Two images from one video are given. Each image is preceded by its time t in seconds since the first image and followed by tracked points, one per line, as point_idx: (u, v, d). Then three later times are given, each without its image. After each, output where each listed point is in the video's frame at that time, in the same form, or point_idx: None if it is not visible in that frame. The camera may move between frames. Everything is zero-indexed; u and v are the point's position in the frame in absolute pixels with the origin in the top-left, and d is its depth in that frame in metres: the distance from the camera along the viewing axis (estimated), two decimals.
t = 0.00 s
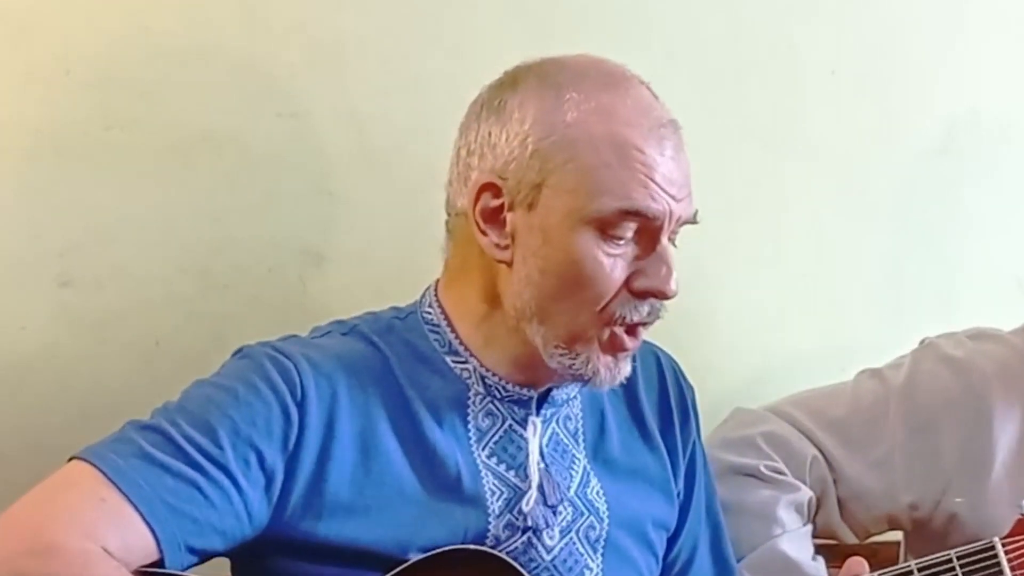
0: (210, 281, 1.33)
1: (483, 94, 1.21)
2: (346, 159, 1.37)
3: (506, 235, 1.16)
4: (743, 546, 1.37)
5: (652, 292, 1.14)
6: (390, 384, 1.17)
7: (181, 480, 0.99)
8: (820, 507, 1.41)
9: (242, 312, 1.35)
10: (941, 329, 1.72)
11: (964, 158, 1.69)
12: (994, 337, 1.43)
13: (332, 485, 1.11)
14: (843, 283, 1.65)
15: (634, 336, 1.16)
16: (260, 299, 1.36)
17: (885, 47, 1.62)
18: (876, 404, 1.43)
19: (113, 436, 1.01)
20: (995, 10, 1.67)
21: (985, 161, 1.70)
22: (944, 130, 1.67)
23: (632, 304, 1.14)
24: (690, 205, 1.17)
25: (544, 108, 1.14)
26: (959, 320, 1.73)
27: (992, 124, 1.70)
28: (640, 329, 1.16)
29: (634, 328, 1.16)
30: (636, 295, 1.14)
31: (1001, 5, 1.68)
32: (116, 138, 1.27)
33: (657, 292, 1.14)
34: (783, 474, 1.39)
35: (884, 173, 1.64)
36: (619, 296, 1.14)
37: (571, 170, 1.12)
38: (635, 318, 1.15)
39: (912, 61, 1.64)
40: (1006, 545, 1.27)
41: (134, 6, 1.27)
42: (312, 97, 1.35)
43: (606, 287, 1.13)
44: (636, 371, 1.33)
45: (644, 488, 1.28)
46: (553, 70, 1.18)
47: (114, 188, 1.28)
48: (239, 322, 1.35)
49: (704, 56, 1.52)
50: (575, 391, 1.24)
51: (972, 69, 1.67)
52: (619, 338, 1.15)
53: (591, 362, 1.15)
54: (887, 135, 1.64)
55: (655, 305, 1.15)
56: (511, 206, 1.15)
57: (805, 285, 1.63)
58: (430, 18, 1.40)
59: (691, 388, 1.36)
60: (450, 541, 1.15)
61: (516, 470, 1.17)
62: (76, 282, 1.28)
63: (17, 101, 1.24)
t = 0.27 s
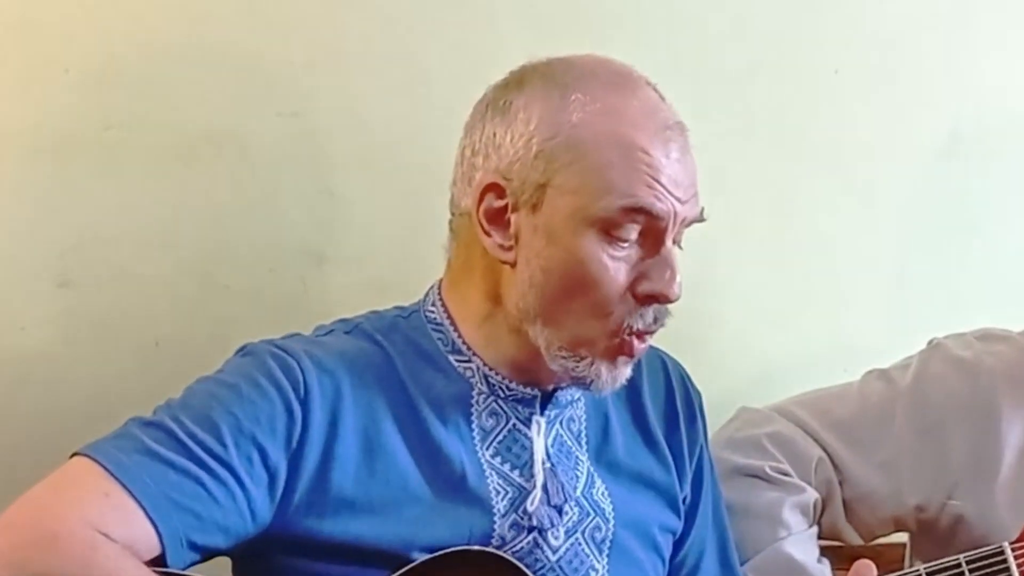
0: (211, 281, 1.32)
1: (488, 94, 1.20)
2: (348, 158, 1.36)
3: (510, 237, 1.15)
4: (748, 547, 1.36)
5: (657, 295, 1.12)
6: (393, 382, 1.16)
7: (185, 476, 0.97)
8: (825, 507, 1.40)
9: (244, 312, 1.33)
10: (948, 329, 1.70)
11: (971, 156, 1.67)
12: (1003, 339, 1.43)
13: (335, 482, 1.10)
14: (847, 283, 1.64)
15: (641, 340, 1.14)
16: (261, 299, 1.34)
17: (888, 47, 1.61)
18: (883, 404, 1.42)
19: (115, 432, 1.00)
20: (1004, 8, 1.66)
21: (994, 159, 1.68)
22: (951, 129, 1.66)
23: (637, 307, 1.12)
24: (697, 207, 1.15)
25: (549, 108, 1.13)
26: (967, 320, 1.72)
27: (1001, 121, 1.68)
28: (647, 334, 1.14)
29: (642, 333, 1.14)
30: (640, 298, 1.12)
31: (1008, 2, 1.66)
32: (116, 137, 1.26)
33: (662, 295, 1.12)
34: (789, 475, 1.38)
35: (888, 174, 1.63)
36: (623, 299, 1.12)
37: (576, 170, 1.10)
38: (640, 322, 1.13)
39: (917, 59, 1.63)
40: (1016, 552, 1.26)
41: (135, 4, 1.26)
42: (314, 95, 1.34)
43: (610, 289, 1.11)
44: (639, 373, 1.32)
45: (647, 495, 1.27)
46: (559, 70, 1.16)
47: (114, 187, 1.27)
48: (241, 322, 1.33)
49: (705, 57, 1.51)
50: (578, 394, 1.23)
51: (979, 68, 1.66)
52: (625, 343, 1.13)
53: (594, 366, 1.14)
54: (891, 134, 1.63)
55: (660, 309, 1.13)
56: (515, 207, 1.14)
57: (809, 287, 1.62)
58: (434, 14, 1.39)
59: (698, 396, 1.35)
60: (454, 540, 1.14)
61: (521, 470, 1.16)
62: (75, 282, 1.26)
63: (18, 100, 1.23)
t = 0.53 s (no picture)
0: (212, 281, 1.31)
1: (495, 96, 1.19)
2: (350, 158, 1.36)
3: (512, 241, 1.14)
4: (751, 548, 1.35)
5: (656, 304, 1.12)
6: (396, 383, 1.15)
7: (187, 476, 0.97)
8: (830, 509, 1.39)
9: (244, 313, 1.33)
10: (951, 330, 1.69)
11: (974, 155, 1.67)
12: (1006, 338, 1.42)
13: (338, 483, 1.09)
14: (849, 283, 1.63)
15: (639, 346, 1.15)
16: (262, 299, 1.34)
17: (891, 45, 1.61)
18: (886, 405, 1.41)
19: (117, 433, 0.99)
20: (1006, 6, 1.66)
21: (996, 158, 1.68)
22: (954, 128, 1.65)
23: (637, 315, 1.12)
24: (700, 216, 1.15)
25: (554, 114, 1.12)
26: (970, 321, 1.71)
27: (1005, 120, 1.68)
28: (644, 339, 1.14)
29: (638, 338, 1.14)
30: (641, 307, 1.12)
31: (1009, 2, 1.66)
32: (116, 137, 1.26)
33: (662, 304, 1.12)
34: (793, 476, 1.38)
35: (891, 173, 1.63)
36: (623, 307, 1.12)
37: (579, 178, 1.10)
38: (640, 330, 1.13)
39: (921, 57, 1.62)
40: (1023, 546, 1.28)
41: (136, 4, 1.26)
42: (315, 95, 1.33)
43: (610, 297, 1.11)
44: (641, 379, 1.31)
45: (647, 507, 1.27)
46: (566, 76, 1.16)
47: (114, 187, 1.26)
48: (241, 323, 1.33)
49: (707, 55, 1.51)
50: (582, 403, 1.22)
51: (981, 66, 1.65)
52: (623, 348, 1.14)
53: (594, 373, 1.13)
54: (895, 132, 1.62)
55: (660, 317, 1.13)
56: (518, 212, 1.13)
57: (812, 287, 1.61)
58: (436, 13, 1.38)
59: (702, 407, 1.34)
60: (457, 542, 1.13)
61: (524, 474, 1.15)
62: (76, 282, 1.26)
63: (18, 100, 1.23)
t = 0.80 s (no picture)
0: (211, 282, 1.31)
1: (492, 92, 1.19)
2: (350, 158, 1.35)
3: (506, 237, 1.14)
4: (755, 549, 1.34)
5: (649, 300, 1.11)
6: (395, 385, 1.15)
7: (183, 478, 0.96)
8: (833, 509, 1.39)
9: (243, 313, 1.32)
10: (952, 331, 1.69)
11: (975, 155, 1.67)
12: (1010, 339, 1.41)
13: (335, 485, 1.09)
14: (852, 283, 1.62)
15: (635, 344, 1.13)
16: (261, 300, 1.33)
17: (893, 44, 1.60)
18: (891, 407, 1.41)
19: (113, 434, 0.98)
20: (1006, 6, 1.65)
21: (996, 158, 1.68)
22: (955, 128, 1.65)
23: (631, 313, 1.11)
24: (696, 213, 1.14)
25: (547, 110, 1.12)
26: (970, 321, 1.71)
27: (1004, 120, 1.68)
28: (638, 335, 1.13)
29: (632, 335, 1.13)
30: (634, 304, 1.11)
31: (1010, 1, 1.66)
32: (115, 136, 1.25)
33: (656, 302, 1.11)
34: (796, 476, 1.37)
35: (893, 172, 1.62)
36: (616, 305, 1.11)
37: (571, 174, 1.09)
38: (628, 324, 1.12)
39: (924, 56, 1.62)
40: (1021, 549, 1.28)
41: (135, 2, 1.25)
42: (315, 94, 1.33)
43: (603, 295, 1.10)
44: (642, 382, 1.29)
45: (648, 512, 1.26)
46: (562, 71, 1.15)
47: (113, 187, 1.25)
48: (241, 323, 1.32)
49: (710, 54, 1.50)
50: (582, 406, 1.21)
51: (981, 66, 1.65)
52: (617, 345, 1.13)
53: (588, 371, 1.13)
54: (898, 132, 1.62)
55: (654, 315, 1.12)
56: (511, 208, 1.13)
57: (814, 287, 1.60)
58: (437, 12, 1.38)
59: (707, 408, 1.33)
60: (454, 544, 1.12)
61: (521, 476, 1.15)
62: (74, 283, 1.25)
63: (16, 98, 1.22)
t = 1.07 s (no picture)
0: (211, 282, 1.30)
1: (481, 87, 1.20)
2: (351, 158, 1.34)
3: (486, 221, 1.14)
4: (758, 552, 1.33)
5: (625, 281, 1.08)
6: (397, 385, 1.14)
7: (183, 480, 0.95)
8: (837, 513, 1.38)
9: (244, 315, 1.31)
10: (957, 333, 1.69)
11: (979, 156, 1.67)
12: (1018, 341, 1.41)
13: (336, 488, 1.07)
14: (858, 284, 1.62)
15: (619, 329, 1.10)
16: (262, 301, 1.32)
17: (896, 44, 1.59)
18: (896, 408, 1.40)
19: (113, 437, 0.97)
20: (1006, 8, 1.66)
21: (999, 159, 1.68)
22: (960, 129, 1.65)
23: (608, 292, 1.08)
24: (678, 195, 1.12)
25: (522, 92, 1.12)
26: (975, 323, 1.70)
27: (1005, 121, 1.68)
28: (622, 323, 1.10)
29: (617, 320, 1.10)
30: (612, 283, 1.08)
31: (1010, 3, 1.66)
32: (115, 136, 1.24)
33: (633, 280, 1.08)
34: (801, 479, 1.36)
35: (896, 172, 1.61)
36: (593, 283, 1.08)
37: (542, 151, 1.09)
38: (609, 309, 1.09)
39: (928, 56, 1.61)
40: None
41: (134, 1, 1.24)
42: (317, 94, 1.32)
43: (577, 272, 1.08)
44: (647, 382, 1.29)
45: (653, 514, 1.25)
46: (543, 58, 1.15)
47: (112, 187, 1.24)
48: (241, 324, 1.31)
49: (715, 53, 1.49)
50: (584, 406, 1.20)
51: (982, 69, 1.66)
52: (599, 330, 1.10)
53: (571, 354, 1.11)
54: (902, 132, 1.61)
55: (635, 296, 1.09)
56: (490, 191, 1.13)
57: (818, 287, 1.59)
58: (440, 12, 1.37)
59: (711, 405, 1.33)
60: (456, 546, 1.11)
61: (523, 477, 1.13)
62: (73, 283, 1.24)
63: (14, 97, 1.20)
